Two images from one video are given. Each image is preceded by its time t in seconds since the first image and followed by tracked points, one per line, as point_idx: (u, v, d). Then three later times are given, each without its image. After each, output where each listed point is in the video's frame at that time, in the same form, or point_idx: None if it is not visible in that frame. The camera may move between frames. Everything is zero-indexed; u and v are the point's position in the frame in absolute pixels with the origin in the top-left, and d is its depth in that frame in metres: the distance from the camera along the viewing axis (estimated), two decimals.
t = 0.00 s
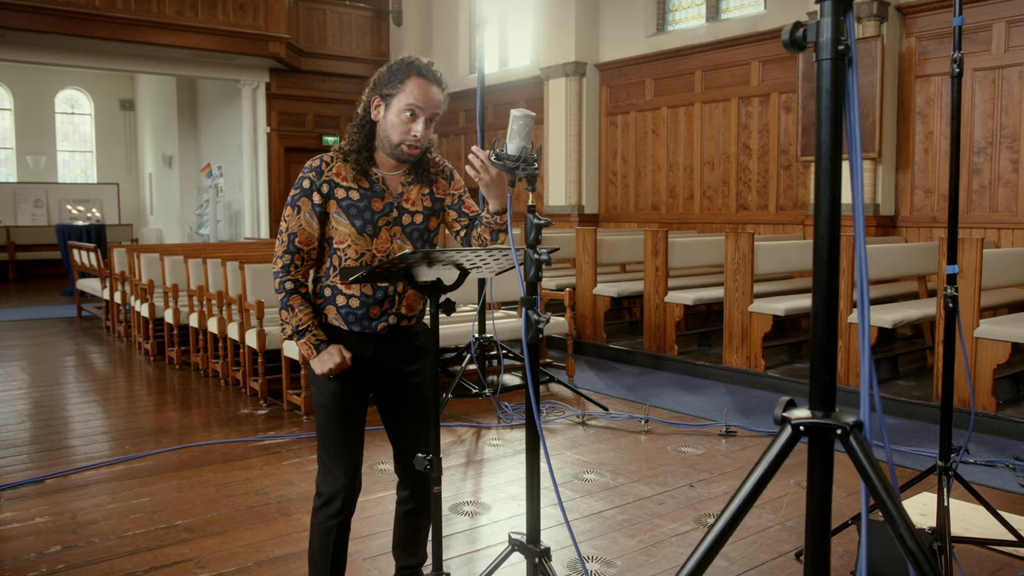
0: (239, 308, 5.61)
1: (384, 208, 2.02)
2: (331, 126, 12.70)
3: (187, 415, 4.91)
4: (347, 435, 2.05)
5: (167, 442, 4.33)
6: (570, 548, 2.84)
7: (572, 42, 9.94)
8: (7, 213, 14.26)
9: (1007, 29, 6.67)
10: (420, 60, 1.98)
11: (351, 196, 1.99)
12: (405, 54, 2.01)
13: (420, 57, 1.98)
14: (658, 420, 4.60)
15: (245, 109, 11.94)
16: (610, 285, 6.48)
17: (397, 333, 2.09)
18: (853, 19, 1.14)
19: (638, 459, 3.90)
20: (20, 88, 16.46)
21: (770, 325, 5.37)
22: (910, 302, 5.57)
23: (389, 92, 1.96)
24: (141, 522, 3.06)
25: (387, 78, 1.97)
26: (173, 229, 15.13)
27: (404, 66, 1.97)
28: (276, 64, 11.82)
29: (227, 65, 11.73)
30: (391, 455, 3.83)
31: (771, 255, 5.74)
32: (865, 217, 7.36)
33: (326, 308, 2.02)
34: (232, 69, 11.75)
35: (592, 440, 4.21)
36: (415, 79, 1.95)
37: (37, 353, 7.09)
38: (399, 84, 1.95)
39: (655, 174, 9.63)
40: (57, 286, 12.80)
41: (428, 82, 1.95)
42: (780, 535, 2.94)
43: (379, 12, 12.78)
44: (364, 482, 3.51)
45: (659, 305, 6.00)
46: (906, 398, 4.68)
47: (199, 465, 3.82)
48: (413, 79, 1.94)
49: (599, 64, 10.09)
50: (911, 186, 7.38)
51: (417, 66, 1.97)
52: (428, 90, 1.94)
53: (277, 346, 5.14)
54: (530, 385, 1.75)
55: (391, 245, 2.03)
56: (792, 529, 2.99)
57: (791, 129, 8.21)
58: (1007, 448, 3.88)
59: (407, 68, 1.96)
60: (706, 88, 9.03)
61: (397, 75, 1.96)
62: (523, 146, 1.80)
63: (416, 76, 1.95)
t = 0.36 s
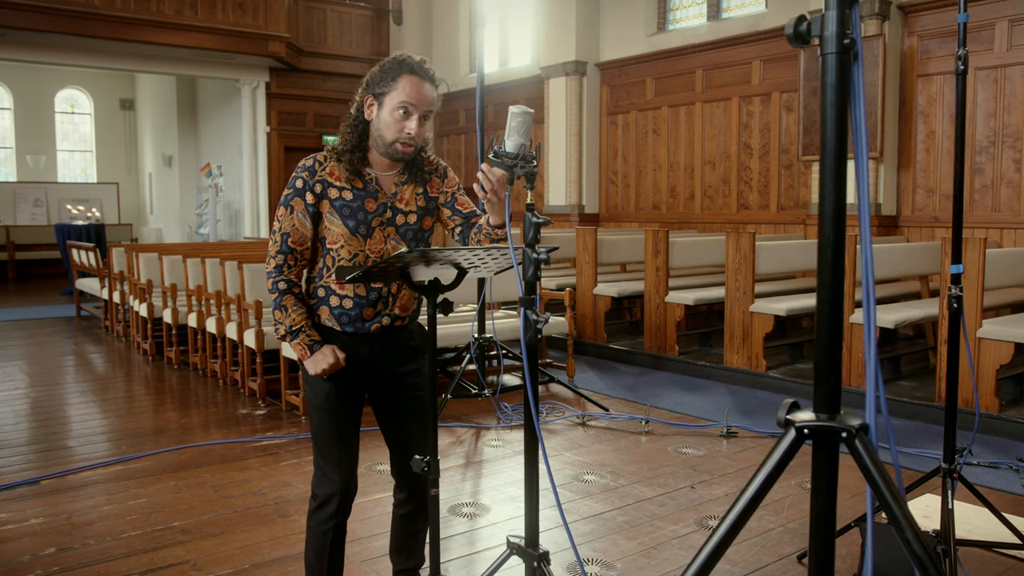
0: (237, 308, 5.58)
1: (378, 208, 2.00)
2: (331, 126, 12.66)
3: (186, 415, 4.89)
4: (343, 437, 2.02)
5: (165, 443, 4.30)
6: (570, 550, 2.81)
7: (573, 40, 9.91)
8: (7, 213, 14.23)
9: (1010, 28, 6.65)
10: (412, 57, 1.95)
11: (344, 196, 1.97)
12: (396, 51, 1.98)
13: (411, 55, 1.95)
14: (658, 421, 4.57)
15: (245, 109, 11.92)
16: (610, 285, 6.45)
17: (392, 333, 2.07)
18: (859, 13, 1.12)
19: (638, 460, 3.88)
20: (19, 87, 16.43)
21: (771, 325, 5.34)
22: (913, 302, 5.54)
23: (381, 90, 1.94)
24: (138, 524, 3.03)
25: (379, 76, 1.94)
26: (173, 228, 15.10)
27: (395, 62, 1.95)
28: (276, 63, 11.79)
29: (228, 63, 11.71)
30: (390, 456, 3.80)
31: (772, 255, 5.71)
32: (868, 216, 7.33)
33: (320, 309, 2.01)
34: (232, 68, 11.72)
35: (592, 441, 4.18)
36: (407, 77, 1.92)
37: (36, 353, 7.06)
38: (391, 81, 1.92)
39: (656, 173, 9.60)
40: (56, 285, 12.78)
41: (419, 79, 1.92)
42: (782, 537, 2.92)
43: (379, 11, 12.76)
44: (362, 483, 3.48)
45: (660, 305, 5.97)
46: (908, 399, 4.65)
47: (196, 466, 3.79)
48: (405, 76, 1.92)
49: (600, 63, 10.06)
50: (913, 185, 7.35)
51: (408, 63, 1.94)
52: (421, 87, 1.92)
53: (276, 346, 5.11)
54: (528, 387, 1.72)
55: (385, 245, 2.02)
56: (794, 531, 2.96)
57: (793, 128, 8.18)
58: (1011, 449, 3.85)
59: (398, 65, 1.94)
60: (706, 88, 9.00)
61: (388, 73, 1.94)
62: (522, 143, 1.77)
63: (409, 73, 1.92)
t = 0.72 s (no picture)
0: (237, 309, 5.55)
1: (376, 210, 1.98)
2: (332, 125, 12.62)
3: (185, 416, 4.87)
4: (341, 439, 2.00)
5: (164, 444, 4.27)
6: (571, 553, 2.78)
7: (574, 40, 9.89)
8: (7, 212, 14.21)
9: (1013, 27, 6.62)
10: (406, 54, 1.93)
11: (342, 198, 1.95)
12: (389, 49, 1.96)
13: (406, 52, 1.93)
14: (660, 422, 4.54)
15: (245, 108, 11.89)
16: (612, 285, 6.43)
17: (391, 335, 2.05)
18: (868, 7, 1.09)
19: (640, 461, 3.85)
20: (20, 87, 16.42)
21: (774, 325, 5.32)
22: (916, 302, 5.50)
23: (376, 89, 1.91)
24: (136, 527, 3.01)
25: (373, 74, 1.92)
26: (173, 229, 15.08)
27: (389, 60, 1.92)
28: (277, 62, 11.77)
29: (228, 63, 11.69)
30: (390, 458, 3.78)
31: (775, 255, 5.69)
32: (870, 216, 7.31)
33: (317, 311, 1.99)
34: (233, 67, 11.70)
35: (593, 442, 4.16)
36: (402, 73, 1.90)
37: (36, 354, 7.04)
38: (385, 79, 1.90)
39: (657, 173, 9.58)
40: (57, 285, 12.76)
41: (414, 76, 1.90)
42: (786, 541, 2.89)
43: (380, 11, 12.75)
44: (362, 485, 3.46)
45: (662, 305, 5.95)
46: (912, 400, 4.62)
47: (195, 468, 3.77)
48: (400, 73, 1.89)
49: (602, 62, 10.03)
50: (915, 185, 7.32)
51: (403, 60, 1.92)
52: (416, 84, 1.90)
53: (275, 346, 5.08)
54: (529, 388, 1.70)
55: (384, 248, 1.99)
56: (797, 534, 2.93)
57: (795, 128, 8.15)
58: (1016, 451, 3.82)
59: (391, 63, 1.92)
60: (708, 87, 8.97)
61: (382, 71, 1.92)
62: (523, 141, 1.75)
63: (404, 70, 1.90)
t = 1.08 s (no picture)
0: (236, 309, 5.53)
1: (377, 215, 1.95)
2: (332, 125, 12.59)
3: (185, 417, 4.84)
4: (338, 444, 1.97)
5: (161, 446, 4.24)
6: (572, 557, 2.75)
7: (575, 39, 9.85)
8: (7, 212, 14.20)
9: (1016, 26, 6.58)
10: (402, 52, 1.90)
11: (342, 201, 1.92)
12: (385, 48, 1.93)
13: (401, 50, 1.90)
14: (661, 423, 4.51)
15: (245, 108, 11.86)
16: (613, 285, 6.40)
17: (390, 339, 2.02)
18: (876, 2, 1.06)
19: (641, 463, 3.82)
20: (19, 86, 16.40)
21: (776, 326, 5.29)
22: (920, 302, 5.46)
23: (373, 89, 1.88)
24: (132, 530, 2.98)
25: (370, 73, 1.89)
26: (173, 229, 15.06)
27: (386, 59, 1.89)
28: (277, 62, 11.75)
29: (229, 63, 11.67)
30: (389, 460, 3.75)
31: (776, 255, 5.65)
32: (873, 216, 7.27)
33: (315, 314, 1.96)
34: (233, 67, 11.67)
35: (594, 444, 4.12)
36: (396, 71, 1.87)
37: (35, 354, 7.02)
38: (381, 78, 1.87)
39: (658, 173, 9.54)
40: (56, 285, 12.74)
41: (411, 75, 1.87)
42: (789, 544, 2.86)
43: (381, 10, 12.72)
44: (360, 487, 3.43)
45: (663, 306, 5.92)
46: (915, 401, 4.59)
47: (193, 470, 3.74)
48: (394, 71, 1.86)
49: (602, 61, 10.00)
50: (918, 185, 7.29)
51: (400, 59, 1.89)
52: (414, 82, 1.86)
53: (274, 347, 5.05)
54: (528, 393, 1.66)
55: (383, 252, 1.96)
56: (801, 538, 2.90)
57: (797, 127, 8.11)
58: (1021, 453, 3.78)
59: (388, 62, 1.89)
60: (709, 87, 8.93)
61: (379, 70, 1.89)
62: (522, 140, 1.71)
63: (402, 69, 1.87)
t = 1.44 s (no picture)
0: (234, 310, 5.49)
1: (372, 218, 1.92)
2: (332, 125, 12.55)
3: (182, 419, 4.80)
4: (332, 451, 1.94)
5: (157, 448, 4.21)
6: (570, 563, 2.72)
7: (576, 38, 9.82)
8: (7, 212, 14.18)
9: (1019, 25, 6.54)
10: (396, 51, 1.86)
11: (336, 204, 1.89)
12: (380, 47, 1.89)
13: (397, 49, 1.86)
14: (662, 426, 4.47)
15: (245, 107, 11.84)
16: (613, 286, 6.36)
17: (385, 345, 1.99)
18: None
19: (641, 467, 3.78)
20: (19, 86, 16.37)
21: (777, 327, 5.25)
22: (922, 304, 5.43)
23: (368, 90, 1.84)
24: (126, 534, 2.95)
25: (365, 73, 1.85)
26: (173, 229, 15.04)
27: (381, 58, 1.85)
28: (277, 62, 11.72)
29: (229, 62, 11.64)
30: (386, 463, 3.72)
31: (778, 256, 5.62)
32: (874, 216, 7.22)
33: (310, 319, 1.93)
34: (233, 67, 11.65)
35: (594, 447, 4.09)
36: (392, 71, 1.82)
37: (33, 355, 6.99)
38: (377, 78, 1.83)
39: (659, 173, 9.51)
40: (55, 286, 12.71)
41: (408, 74, 1.82)
42: (790, 550, 2.82)
43: (381, 9, 12.70)
44: (358, 490, 3.40)
45: (663, 307, 5.89)
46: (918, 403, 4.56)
47: (189, 472, 3.71)
48: (391, 71, 1.82)
49: (603, 61, 9.97)
50: (920, 185, 7.25)
51: (396, 58, 1.85)
52: (410, 83, 1.82)
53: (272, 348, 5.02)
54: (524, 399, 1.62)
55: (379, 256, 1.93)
56: (802, 544, 2.86)
57: (798, 127, 8.07)
58: None
59: (384, 61, 1.85)
60: (710, 87, 8.89)
61: (375, 69, 1.84)
62: (518, 140, 1.68)
63: (398, 69, 1.82)
